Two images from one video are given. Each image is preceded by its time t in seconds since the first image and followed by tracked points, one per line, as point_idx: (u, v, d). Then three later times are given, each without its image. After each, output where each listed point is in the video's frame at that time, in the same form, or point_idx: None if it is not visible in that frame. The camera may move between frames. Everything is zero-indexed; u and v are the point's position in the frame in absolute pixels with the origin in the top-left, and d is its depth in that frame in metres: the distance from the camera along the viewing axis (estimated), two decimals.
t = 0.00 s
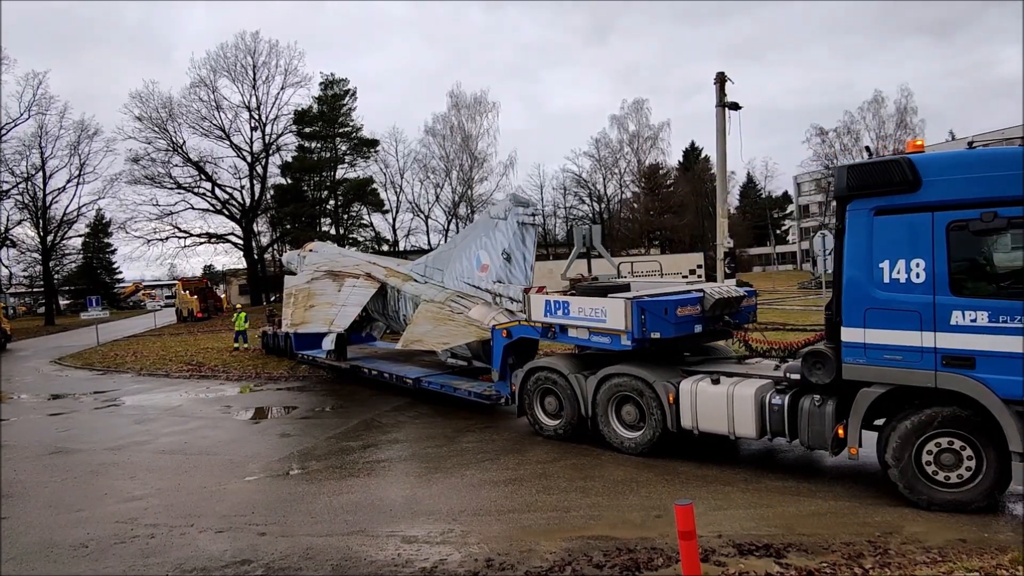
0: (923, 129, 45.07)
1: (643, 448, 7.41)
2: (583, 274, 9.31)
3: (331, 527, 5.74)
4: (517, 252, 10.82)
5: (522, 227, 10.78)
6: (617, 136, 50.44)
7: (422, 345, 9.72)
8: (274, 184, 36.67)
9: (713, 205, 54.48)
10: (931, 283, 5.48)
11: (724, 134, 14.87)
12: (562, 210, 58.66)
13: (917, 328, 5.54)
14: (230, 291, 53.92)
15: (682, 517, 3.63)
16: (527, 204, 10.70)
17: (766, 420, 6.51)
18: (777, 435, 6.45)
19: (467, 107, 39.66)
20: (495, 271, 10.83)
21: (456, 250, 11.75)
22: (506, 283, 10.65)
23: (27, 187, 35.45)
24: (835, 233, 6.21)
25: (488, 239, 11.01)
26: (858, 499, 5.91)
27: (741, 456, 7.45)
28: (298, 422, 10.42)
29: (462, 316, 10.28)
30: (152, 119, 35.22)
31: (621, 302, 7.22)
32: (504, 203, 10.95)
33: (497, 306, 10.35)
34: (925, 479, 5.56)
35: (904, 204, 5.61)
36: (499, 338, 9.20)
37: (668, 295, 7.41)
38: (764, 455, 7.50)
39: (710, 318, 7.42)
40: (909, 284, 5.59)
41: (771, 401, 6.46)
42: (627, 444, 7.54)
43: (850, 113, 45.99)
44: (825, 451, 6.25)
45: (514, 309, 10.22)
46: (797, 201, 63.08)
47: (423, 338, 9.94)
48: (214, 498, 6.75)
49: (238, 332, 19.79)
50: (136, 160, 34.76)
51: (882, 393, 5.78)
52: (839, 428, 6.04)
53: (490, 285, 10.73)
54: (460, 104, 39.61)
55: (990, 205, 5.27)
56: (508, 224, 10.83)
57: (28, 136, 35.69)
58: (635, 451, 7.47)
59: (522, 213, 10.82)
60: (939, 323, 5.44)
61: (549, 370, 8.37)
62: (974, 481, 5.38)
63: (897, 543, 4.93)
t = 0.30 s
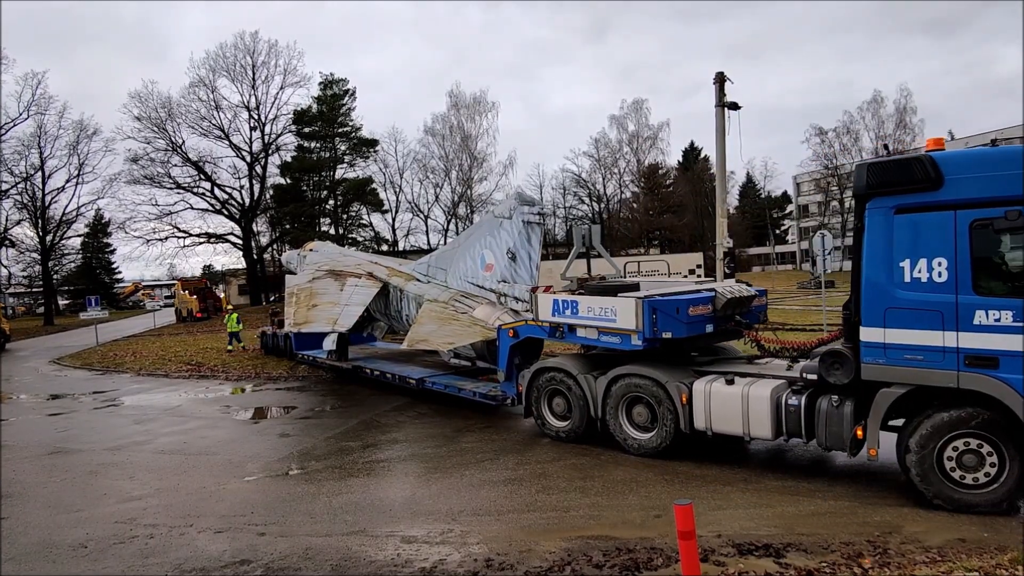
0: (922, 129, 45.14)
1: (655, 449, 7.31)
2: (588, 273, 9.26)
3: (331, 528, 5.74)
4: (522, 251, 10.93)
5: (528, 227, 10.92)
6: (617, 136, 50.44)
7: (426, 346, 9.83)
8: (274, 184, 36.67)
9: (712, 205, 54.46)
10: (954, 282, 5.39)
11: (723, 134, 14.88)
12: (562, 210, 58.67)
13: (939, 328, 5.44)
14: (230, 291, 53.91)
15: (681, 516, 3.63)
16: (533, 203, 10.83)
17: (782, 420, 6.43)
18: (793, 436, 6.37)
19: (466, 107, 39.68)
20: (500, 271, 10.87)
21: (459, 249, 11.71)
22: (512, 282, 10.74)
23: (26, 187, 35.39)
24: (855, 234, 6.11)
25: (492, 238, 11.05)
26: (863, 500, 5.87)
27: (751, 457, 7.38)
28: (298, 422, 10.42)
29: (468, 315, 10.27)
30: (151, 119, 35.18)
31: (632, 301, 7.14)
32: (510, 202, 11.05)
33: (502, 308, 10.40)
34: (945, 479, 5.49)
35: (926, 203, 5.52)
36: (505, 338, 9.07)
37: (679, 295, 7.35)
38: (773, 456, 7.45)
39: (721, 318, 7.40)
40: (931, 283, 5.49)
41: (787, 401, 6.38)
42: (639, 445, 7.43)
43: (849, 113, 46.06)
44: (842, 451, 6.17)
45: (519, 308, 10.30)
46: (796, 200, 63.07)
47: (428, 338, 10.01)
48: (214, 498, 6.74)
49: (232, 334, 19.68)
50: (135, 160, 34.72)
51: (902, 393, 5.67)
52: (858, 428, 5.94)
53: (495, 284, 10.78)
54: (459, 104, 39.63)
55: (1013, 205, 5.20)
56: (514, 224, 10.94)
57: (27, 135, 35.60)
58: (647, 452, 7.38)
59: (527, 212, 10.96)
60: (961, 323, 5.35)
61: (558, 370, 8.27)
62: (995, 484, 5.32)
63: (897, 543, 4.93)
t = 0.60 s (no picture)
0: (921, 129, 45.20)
1: (667, 450, 7.24)
2: (594, 273, 9.24)
3: (331, 527, 5.75)
4: (527, 251, 10.65)
5: (533, 226, 10.56)
6: (616, 137, 50.46)
7: (432, 345, 9.80)
8: (273, 184, 36.72)
9: (711, 206, 54.52)
10: (976, 281, 5.34)
11: (722, 134, 14.88)
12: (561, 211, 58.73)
13: (962, 328, 5.39)
14: (229, 291, 53.95)
15: (681, 516, 3.63)
16: (538, 202, 10.49)
17: (798, 421, 6.37)
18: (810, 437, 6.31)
19: (466, 108, 39.73)
20: (504, 271, 10.75)
21: (465, 249, 11.66)
22: (516, 283, 10.58)
23: (25, 187, 35.40)
24: (874, 232, 6.02)
25: (497, 238, 10.90)
26: (862, 500, 5.87)
27: (762, 458, 7.33)
28: (297, 422, 10.43)
29: (472, 315, 10.30)
30: (150, 119, 35.18)
31: (643, 300, 7.11)
32: (516, 201, 10.74)
33: (502, 308, 10.38)
34: (967, 480, 5.43)
35: (948, 202, 5.45)
36: (511, 338, 9.00)
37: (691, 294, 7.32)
38: (782, 456, 7.40)
39: (734, 317, 7.38)
40: (953, 283, 5.44)
41: (803, 402, 6.32)
42: (650, 446, 7.36)
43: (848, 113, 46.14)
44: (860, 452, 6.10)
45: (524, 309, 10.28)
46: (795, 200, 63.11)
47: (434, 338, 10.02)
48: (213, 498, 6.75)
49: (227, 335, 19.57)
50: (134, 160, 34.72)
51: (923, 394, 5.61)
52: (877, 430, 5.89)
53: (499, 284, 10.70)
54: (459, 104, 39.67)
55: None
56: (518, 223, 10.64)
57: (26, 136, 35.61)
58: (659, 453, 7.31)
59: (533, 211, 10.58)
60: (985, 322, 5.30)
61: (566, 371, 8.18)
62: (1014, 488, 5.26)
63: (896, 542, 4.93)
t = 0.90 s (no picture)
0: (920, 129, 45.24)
1: (680, 452, 7.16)
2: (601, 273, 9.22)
3: (330, 527, 5.76)
4: (532, 251, 10.63)
5: (538, 225, 10.58)
6: (615, 137, 50.45)
7: (437, 347, 9.98)
8: (271, 185, 36.87)
9: (710, 206, 54.59)
10: (998, 281, 5.23)
11: (722, 134, 14.89)
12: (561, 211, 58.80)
13: (983, 328, 5.29)
14: (229, 291, 53.98)
15: (680, 516, 3.63)
16: (543, 201, 10.51)
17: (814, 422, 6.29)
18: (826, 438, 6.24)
19: (465, 108, 39.76)
20: (508, 271, 10.72)
21: (468, 249, 11.64)
22: (521, 282, 10.55)
23: (24, 187, 35.41)
24: (892, 231, 5.93)
25: (501, 238, 10.88)
26: (863, 501, 5.86)
27: (771, 459, 7.26)
28: (296, 422, 10.45)
29: (477, 315, 10.30)
30: (149, 120, 35.16)
31: (654, 300, 7.06)
32: (520, 200, 10.72)
33: (504, 309, 10.35)
34: (988, 481, 5.37)
35: (969, 200, 5.36)
36: (518, 339, 8.94)
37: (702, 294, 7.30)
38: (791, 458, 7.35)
39: (745, 317, 7.39)
40: (975, 282, 5.33)
41: (819, 403, 6.26)
42: (662, 448, 7.28)
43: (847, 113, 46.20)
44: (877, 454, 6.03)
45: (528, 309, 10.24)
46: (795, 201, 63.15)
47: (439, 339, 10.16)
48: (213, 498, 6.76)
49: (221, 335, 19.45)
50: (133, 160, 34.69)
51: (943, 395, 5.54)
52: (896, 430, 5.80)
53: (504, 284, 10.67)
54: (458, 105, 39.71)
55: None
56: (522, 222, 10.62)
57: (25, 136, 35.61)
58: (671, 455, 7.23)
59: (538, 210, 10.61)
60: (1007, 323, 5.19)
61: (575, 371, 8.08)
62: None
63: (895, 542, 4.94)
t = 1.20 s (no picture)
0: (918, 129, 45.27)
1: (691, 453, 7.09)
2: (606, 271, 9.18)
3: (329, 527, 5.76)
4: (537, 250, 10.59)
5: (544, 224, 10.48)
6: (614, 137, 50.42)
7: (443, 347, 9.84)
8: (271, 185, 36.89)
9: (709, 207, 54.65)
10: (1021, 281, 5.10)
11: (720, 134, 14.90)
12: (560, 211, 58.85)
13: (1005, 328, 5.16)
14: (228, 291, 53.94)
15: (679, 517, 3.62)
16: (549, 200, 10.39)
17: (830, 423, 6.28)
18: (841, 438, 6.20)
19: (464, 108, 39.79)
20: (513, 271, 10.73)
21: (472, 248, 11.64)
22: (525, 282, 10.54)
23: (22, 187, 35.36)
24: (910, 230, 5.82)
25: (505, 238, 10.86)
26: (862, 501, 5.87)
27: (782, 461, 7.21)
28: (295, 422, 10.47)
29: (480, 316, 10.27)
30: (148, 120, 35.09)
31: (666, 300, 6.99)
32: (525, 200, 10.65)
33: (505, 310, 10.33)
34: (1009, 481, 5.27)
35: (991, 199, 5.23)
36: (523, 339, 8.85)
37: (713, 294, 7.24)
38: (801, 459, 7.29)
39: (756, 317, 7.35)
40: (996, 282, 5.20)
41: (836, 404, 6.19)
42: (673, 450, 7.21)
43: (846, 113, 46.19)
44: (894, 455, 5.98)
45: (532, 310, 10.29)
46: (793, 201, 63.25)
47: (444, 339, 10.01)
48: (212, 499, 6.76)
49: (218, 336, 19.38)
50: (132, 160, 34.64)
51: (963, 396, 5.43)
52: (914, 432, 5.75)
53: (508, 284, 10.71)
54: (457, 105, 39.74)
55: None
56: (528, 222, 10.55)
57: (23, 136, 35.56)
58: (682, 456, 7.16)
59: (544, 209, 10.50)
60: None
61: (584, 372, 8.03)
62: None
63: (894, 542, 4.95)
